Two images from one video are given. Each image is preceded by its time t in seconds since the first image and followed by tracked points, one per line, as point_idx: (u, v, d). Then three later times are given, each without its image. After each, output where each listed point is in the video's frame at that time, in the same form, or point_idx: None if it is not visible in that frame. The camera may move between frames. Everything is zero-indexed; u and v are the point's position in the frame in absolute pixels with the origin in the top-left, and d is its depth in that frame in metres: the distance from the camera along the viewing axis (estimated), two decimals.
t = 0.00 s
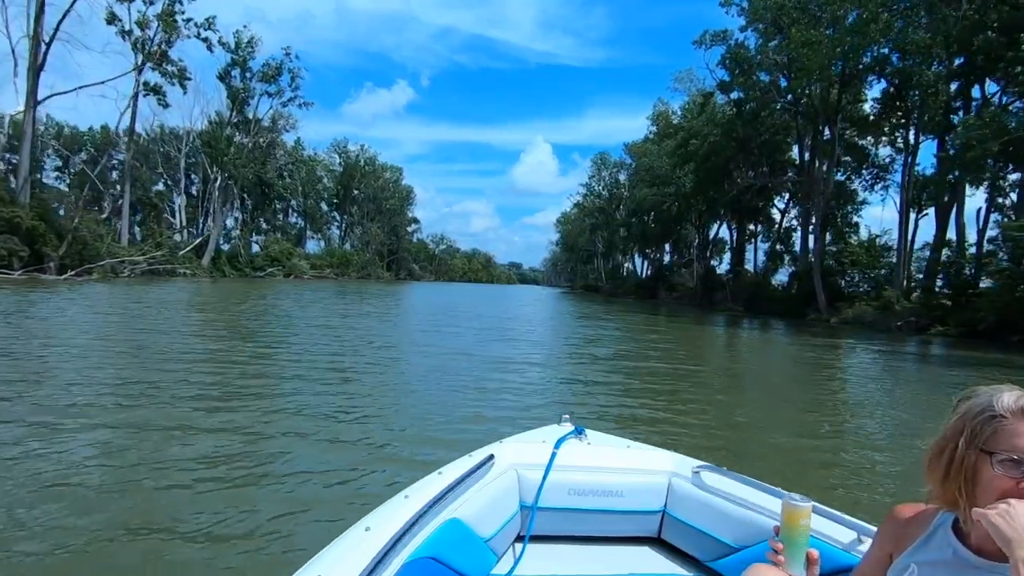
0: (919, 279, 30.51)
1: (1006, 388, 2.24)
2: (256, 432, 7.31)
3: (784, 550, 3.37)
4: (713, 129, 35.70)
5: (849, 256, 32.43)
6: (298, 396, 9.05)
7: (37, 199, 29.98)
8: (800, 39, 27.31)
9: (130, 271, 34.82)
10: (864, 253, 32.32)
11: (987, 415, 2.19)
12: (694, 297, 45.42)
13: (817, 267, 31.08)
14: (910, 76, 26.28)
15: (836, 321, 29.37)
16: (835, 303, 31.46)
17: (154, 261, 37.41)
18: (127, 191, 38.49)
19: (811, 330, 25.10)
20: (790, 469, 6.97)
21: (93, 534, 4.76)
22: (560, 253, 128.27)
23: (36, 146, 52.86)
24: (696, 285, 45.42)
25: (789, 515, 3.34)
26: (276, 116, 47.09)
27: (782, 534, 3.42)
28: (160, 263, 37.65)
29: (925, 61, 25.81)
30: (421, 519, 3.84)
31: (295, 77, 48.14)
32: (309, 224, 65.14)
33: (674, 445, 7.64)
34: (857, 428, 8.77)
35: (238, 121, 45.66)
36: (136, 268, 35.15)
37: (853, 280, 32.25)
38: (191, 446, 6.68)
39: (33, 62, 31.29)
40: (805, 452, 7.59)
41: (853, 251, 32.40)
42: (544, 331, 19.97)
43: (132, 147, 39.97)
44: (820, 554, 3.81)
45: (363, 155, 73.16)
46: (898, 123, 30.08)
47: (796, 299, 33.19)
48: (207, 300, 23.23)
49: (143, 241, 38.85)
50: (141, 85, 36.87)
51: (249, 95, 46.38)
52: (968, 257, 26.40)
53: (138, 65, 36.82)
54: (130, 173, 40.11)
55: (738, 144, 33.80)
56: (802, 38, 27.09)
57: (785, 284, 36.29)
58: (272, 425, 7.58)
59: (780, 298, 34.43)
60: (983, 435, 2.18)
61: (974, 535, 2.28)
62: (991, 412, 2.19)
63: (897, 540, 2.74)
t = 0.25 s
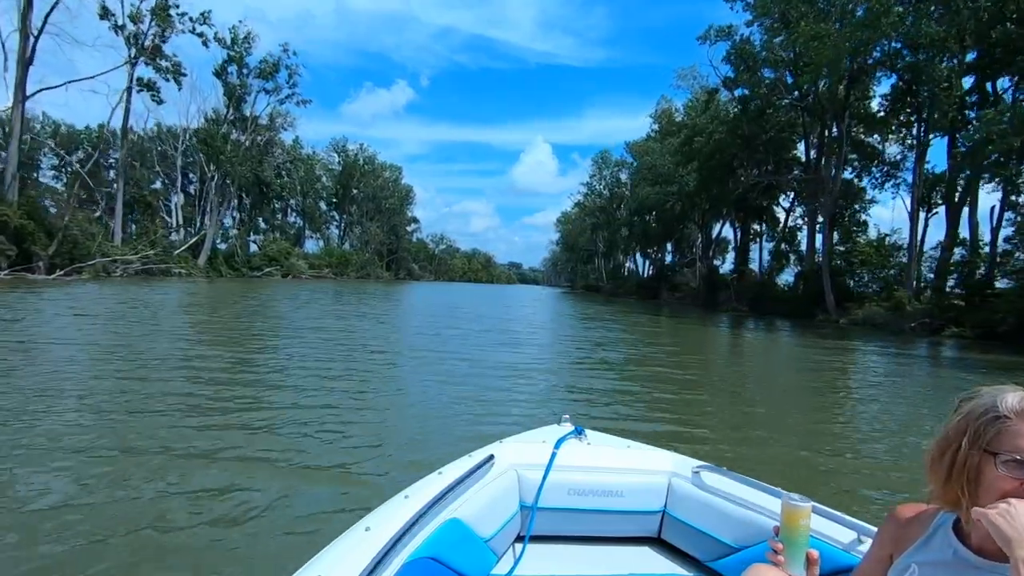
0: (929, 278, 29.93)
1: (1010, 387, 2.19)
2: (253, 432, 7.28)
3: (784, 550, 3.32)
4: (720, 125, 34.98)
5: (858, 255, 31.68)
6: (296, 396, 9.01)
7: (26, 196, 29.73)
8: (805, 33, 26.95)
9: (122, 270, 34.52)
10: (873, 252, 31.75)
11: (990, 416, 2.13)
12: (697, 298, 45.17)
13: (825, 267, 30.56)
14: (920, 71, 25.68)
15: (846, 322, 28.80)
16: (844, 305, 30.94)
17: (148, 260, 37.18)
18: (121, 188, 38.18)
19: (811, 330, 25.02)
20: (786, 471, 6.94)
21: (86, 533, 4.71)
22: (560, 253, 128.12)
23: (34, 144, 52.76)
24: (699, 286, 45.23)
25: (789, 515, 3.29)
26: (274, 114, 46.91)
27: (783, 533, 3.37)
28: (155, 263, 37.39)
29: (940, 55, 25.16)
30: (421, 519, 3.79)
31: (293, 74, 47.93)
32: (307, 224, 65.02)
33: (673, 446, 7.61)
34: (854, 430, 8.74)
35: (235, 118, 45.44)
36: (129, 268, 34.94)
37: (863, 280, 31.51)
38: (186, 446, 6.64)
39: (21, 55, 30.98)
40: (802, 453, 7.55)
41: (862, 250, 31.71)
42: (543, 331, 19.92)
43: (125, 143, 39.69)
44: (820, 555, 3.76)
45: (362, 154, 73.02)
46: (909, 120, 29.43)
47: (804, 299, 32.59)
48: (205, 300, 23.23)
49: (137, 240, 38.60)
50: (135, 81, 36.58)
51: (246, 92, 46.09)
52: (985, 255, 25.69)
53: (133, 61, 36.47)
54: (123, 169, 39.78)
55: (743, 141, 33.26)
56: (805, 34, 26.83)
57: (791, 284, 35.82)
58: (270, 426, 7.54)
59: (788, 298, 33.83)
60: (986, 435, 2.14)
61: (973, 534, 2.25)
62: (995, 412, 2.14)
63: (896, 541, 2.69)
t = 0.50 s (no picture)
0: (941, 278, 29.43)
1: (1012, 386, 2.13)
2: (252, 432, 7.24)
3: (784, 550, 3.27)
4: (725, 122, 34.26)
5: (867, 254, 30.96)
6: (294, 396, 8.96)
7: (16, 195, 29.44)
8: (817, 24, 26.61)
9: (115, 270, 34.21)
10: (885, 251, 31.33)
11: (992, 416, 2.08)
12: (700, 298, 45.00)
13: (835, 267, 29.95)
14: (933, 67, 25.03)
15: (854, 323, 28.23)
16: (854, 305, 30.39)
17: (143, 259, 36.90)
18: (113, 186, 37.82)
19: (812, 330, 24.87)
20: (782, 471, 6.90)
21: (79, 534, 4.65)
22: (560, 253, 128.06)
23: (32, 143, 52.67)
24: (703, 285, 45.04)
25: (789, 515, 3.24)
26: (272, 112, 46.73)
27: (782, 533, 3.33)
28: (151, 263, 37.16)
29: (953, 50, 24.43)
30: (421, 519, 3.74)
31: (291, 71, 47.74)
32: (306, 223, 64.79)
33: (672, 446, 7.56)
34: (851, 430, 8.70)
35: (231, 116, 45.20)
36: (122, 268, 34.55)
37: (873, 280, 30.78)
38: (184, 447, 6.59)
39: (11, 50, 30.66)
40: (799, 453, 7.52)
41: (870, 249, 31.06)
42: (541, 330, 19.87)
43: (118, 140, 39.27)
44: (821, 555, 3.72)
45: (361, 153, 72.80)
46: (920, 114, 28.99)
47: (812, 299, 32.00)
48: (203, 299, 23.20)
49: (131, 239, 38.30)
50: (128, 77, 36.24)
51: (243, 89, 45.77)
52: (999, 253, 25.03)
53: (127, 56, 36.06)
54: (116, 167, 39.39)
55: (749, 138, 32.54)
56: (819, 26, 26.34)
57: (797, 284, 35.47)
58: (269, 426, 7.50)
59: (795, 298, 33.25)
60: (987, 435, 2.08)
61: (975, 534, 2.19)
62: (995, 412, 2.08)
63: (897, 541, 2.64)
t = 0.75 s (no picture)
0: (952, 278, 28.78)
1: (1002, 386, 2.15)
2: (250, 432, 7.19)
3: (784, 551, 3.23)
4: (733, 119, 33.84)
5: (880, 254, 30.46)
6: (292, 396, 8.91)
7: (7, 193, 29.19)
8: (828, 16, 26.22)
9: (107, 270, 33.91)
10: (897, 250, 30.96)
11: (974, 412, 2.13)
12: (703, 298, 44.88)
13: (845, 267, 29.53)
14: (947, 61, 24.76)
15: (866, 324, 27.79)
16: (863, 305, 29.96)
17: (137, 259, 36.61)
18: (105, 184, 37.48)
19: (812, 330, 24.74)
20: (782, 473, 6.84)
21: (71, 538, 4.57)
22: (561, 253, 127.98)
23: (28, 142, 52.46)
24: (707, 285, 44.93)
25: (790, 516, 3.19)
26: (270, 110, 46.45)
27: (783, 534, 3.28)
28: (145, 262, 36.96)
29: (967, 45, 23.93)
30: (421, 519, 3.69)
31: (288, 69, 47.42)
32: (305, 222, 64.57)
33: (671, 447, 7.52)
34: (849, 431, 8.66)
35: (228, 113, 44.86)
36: (113, 268, 34.25)
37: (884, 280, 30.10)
38: (181, 448, 6.53)
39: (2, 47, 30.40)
40: (798, 454, 7.47)
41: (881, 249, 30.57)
42: (540, 331, 19.77)
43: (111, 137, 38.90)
44: (821, 555, 3.68)
45: (360, 152, 72.59)
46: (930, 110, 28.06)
47: (820, 298, 31.51)
48: (200, 300, 23.13)
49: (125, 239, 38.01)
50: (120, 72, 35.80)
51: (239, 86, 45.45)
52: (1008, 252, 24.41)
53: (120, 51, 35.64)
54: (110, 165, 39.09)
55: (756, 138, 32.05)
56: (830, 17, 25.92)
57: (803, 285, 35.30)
58: (268, 426, 7.44)
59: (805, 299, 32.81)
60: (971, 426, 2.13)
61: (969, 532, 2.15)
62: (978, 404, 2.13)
63: (898, 542, 2.59)
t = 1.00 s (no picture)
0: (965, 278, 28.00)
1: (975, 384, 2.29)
2: (248, 435, 7.15)
3: (785, 551, 3.18)
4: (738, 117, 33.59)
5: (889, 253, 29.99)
6: (290, 398, 8.86)
7: None
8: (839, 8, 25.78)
9: (99, 269, 33.68)
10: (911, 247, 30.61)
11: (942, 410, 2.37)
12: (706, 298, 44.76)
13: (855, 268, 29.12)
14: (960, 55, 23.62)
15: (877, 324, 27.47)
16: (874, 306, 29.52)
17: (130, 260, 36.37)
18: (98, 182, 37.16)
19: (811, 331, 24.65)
20: (782, 477, 6.82)
21: (67, 542, 4.51)
22: (561, 252, 127.52)
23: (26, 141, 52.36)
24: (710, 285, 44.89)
25: (792, 516, 3.14)
26: (267, 108, 46.26)
27: (783, 534, 3.22)
28: (139, 262, 36.88)
29: (983, 38, 22.51)
30: (421, 519, 3.64)
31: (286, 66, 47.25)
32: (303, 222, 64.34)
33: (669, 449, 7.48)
34: (848, 434, 8.61)
35: (224, 111, 44.65)
36: (105, 268, 34.12)
37: (892, 280, 29.61)
38: (178, 450, 6.48)
39: None
40: (798, 459, 7.45)
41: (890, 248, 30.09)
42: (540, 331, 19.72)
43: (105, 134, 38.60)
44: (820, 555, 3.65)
45: (359, 151, 72.42)
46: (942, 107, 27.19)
47: (830, 298, 31.24)
48: (198, 300, 23.07)
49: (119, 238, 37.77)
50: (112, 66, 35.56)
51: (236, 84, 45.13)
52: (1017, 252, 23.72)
53: (112, 44, 35.43)
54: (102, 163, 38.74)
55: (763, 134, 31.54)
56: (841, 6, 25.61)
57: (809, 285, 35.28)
58: (266, 429, 7.40)
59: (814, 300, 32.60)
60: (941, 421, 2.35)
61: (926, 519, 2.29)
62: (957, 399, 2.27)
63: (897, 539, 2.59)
